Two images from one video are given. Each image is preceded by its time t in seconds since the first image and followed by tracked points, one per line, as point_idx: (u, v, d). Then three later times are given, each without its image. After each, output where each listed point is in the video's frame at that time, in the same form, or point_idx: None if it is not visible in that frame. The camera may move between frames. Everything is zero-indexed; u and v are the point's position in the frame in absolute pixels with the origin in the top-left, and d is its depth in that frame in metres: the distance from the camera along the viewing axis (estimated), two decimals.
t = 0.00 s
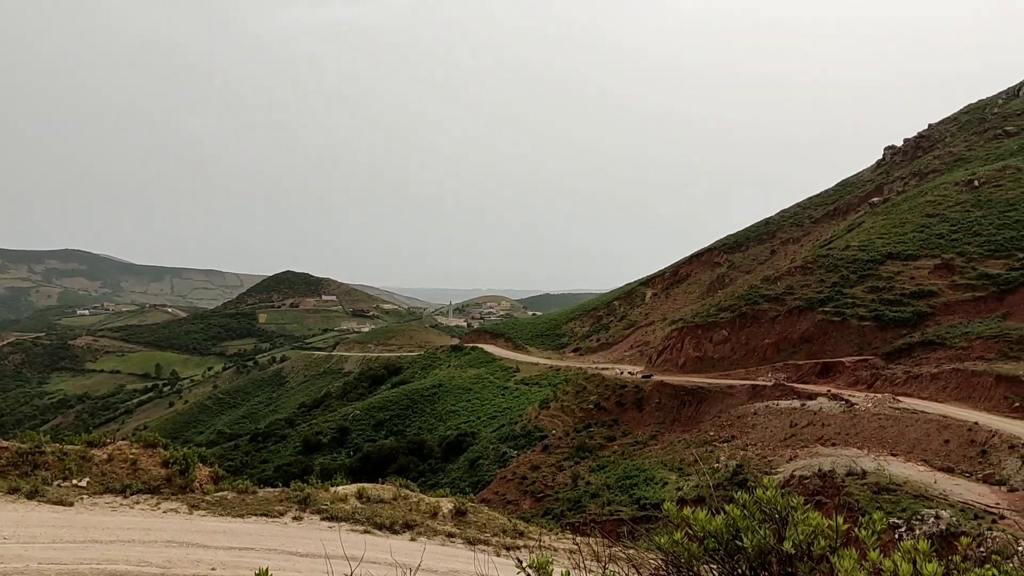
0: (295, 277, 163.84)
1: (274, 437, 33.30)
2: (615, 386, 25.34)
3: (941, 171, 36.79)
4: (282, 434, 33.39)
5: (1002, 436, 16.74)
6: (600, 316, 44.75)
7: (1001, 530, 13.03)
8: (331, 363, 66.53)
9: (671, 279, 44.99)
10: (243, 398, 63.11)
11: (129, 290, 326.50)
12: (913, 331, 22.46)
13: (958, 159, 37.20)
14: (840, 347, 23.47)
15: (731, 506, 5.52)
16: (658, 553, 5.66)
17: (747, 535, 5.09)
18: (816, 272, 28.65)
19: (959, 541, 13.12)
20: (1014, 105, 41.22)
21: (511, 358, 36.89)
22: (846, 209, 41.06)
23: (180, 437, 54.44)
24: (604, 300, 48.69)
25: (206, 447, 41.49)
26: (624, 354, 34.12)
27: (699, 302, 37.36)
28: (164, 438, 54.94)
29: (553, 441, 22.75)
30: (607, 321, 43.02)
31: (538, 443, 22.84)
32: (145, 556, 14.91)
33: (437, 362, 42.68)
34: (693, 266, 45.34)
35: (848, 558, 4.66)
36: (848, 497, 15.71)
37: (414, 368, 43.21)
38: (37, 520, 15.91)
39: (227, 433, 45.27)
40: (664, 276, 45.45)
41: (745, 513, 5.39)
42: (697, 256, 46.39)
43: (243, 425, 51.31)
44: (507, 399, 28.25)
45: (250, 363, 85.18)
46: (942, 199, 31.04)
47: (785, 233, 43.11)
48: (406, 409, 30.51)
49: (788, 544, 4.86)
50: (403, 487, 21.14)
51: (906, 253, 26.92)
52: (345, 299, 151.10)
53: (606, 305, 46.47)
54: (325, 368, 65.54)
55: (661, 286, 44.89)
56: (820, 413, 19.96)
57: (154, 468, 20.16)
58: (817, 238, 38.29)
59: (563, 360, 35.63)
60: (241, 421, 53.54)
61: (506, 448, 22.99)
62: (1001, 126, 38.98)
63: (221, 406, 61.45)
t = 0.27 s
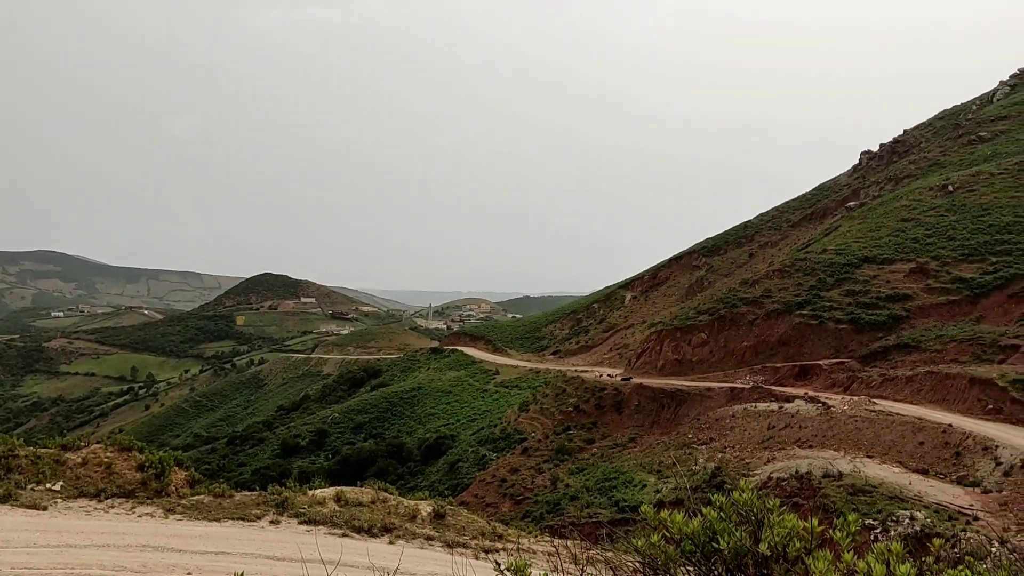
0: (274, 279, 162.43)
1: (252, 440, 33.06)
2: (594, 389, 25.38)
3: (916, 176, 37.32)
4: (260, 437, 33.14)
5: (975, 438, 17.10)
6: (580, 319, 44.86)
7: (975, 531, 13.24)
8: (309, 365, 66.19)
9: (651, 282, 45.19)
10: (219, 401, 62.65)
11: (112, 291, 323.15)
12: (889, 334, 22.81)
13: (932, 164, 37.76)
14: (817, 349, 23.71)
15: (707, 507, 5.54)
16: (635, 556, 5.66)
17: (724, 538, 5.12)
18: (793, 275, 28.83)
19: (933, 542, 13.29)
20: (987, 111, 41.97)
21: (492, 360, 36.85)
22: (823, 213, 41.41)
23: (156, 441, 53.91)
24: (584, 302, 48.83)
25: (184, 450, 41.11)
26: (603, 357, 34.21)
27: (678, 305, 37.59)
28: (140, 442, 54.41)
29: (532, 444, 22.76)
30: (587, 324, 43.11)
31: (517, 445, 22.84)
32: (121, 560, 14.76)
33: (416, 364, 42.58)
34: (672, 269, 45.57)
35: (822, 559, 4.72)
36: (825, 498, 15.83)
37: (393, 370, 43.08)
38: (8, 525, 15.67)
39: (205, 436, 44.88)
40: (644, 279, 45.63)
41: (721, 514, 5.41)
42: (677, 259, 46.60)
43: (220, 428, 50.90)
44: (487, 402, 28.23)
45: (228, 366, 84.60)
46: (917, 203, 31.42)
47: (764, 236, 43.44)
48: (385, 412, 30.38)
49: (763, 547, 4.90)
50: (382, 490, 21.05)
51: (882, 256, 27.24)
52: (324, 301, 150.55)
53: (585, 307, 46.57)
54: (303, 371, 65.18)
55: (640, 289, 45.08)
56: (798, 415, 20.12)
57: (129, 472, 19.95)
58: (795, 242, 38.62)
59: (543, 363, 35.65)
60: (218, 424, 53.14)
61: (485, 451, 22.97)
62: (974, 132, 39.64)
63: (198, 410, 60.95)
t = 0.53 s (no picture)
0: (246, 279, 160.55)
1: (223, 443, 32.70)
2: (569, 391, 25.42)
3: (885, 181, 38.00)
4: (231, 440, 32.79)
5: (943, 440, 17.37)
6: (555, 321, 44.95)
7: (942, 532, 13.43)
8: (281, 367, 65.68)
9: (625, 285, 45.40)
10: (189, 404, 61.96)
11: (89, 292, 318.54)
12: (859, 338, 23.19)
13: (901, 170, 38.48)
14: (789, 352, 23.99)
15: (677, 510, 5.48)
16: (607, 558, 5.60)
17: (695, 540, 5.08)
18: (765, 278, 29.05)
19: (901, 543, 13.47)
20: (954, 119, 42.95)
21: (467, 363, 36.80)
22: (795, 217, 41.93)
23: (125, 444, 53.15)
24: (558, 305, 48.96)
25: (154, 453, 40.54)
26: (577, 359, 34.29)
27: (651, 308, 37.84)
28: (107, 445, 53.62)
29: (506, 446, 22.74)
30: (562, 327, 43.20)
31: (491, 448, 22.81)
32: (87, 565, 14.55)
33: (390, 366, 42.42)
34: (647, 271, 45.82)
35: (792, 563, 4.69)
36: (796, 500, 15.96)
37: (367, 373, 42.85)
38: None
39: (175, 440, 44.29)
40: (618, 282, 45.82)
41: (691, 517, 5.35)
42: (651, 261, 46.84)
43: (190, 431, 50.27)
44: (462, 404, 28.18)
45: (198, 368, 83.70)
46: (886, 208, 31.98)
47: (737, 240, 43.85)
48: (358, 415, 30.20)
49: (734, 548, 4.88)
50: (354, 493, 20.92)
51: (852, 260, 27.65)
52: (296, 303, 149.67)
53: (560, 310, 46.67)
54: (275, 373, 64.64)
55: (615, 292, 45.28)
56: (769, 418, 20.27)
57: (97, 476, 19.66)
58: (767, 245, 39.04)
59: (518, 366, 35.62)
60: (188, 427, 52.55)
61: (459, 453, 22.92)
62: (942, 139, 40.50)
63: (167, 413, 60.20)
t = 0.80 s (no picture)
0: (217, 282, 158.67)
1: (194, 446, 32.35)
2: (544, 394, 25.44)
3: (858, 186, 38.57)
4: (203, 442, 32.46)
5: (912, 442, 17.61)
6: (530, 324, 45.00)
7: (912, 533, 13.60)
8: (255, 369, 65.20)
9: (601, 287, 45.56)
10: (160, 407, 61.36)
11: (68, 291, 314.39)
12: (832, 341, 23.50)
13: (873, 175, 39.08)
14: (762, 355, 24.21)
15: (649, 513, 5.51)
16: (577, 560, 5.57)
17: (667, 541, 5.10)
18: (739, 282, 29.22)
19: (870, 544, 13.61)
20: (924, 125, 43.75)
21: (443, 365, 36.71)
22: (769, 221, 42.35)
23: (95, 447, 52.45)
24: (534, 307, 49.04)
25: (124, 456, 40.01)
26: (553, 362, 34.35)
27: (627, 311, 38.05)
28: (78, 448, 52.94)
29: (481, 449, 22.71)
30: (538, 329, 43.24)
31: (466, 450, 22.77)
32: (54, 569, 14.35)
33: (365, 368, 42.23)
34: (623, 274, 46.02)
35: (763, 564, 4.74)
36: (768, 501, 16.08)
37: (341, 375, 42.63)
38: None
39: (146, 442, 43.74)
40: (594, 285, 45.96)
41: (663, 519, 5.39)
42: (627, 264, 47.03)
43: (160, 434, 49.70)
44: (437, 406, 28.11)
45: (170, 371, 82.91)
46: (858, 213, 32.43)
47: (711, 243, 44.18)
48: (333, 417, 30.00)
49: (705, 550, 4.90)
50: (328, 496, 20.79)
51: (825, 264, 28.01)
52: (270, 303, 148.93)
53: (535, 312, 46.72)
54: (249, 375, 64.15)
55: (591, 295, 45.44)
56: (742, 420, 20.41)
57: (65, 479, 19.38)
58: (742, 249, 39.37)
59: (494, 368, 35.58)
60: (160, 429, 52.00)
61: (434, 456, 22.86)
62: (913, 144, 41.20)
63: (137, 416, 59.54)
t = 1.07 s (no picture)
0: (192, 283, 156.65)
1: (169, 448, 32.00)
2: (522, 396, 25.42)
3: (834, 191, 39.03)
4: (177, 444, 32.12)
5: (886, 444, 17.81)
6: (509, 326, 45.03)
7: (885, 534, 13.74)
8: (231, 371, 64.77)
9: (579, 290, 45.68)
10: (133, 409, 60.72)
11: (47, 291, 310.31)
12: (807, 343, 23.76)
13: (849, 180, 39.56)
14: (739, 358, 24.39)
15: (626, 514, 5.55)
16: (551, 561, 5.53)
17: (641, 543, 5.10)
18: (717, 285, 29.31)
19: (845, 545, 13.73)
20: (899, 131, 44.41)
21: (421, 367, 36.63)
22: (747, 225, 42.70)
23: (66, 450, 51.73)
24: (512, 309, 49.09)
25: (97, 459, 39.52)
26: (531, 364, 34.37)
27: (605, 313, 38.22)
28: (50, 450, 52.32)
29: (459, 451, 22.66)
30: (516, 331, 43.28)
31: (444, 452, 22.71)
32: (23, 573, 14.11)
33: (342, 370, 42.07)
34: (601, 276, 46.17)
35: (736, 563, 4.80)
36: (745, 503, 16.16)
37: (318, 377, 42.40)
38: None
39: (119, 444, 43.21)
40: (573, 287, 46.07)
41: (640, 520, 5.46)
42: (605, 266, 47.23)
43: (134, 436, 49.16)
44: (415, 408, 28.01)
45: (143, 373, 82.11)
46: (834, 217, 32.79)
47: (689, 246, 44.47)
48: (310, 419, 29.81)
49: (678, 551, 4.93)
50: (304, 498, 20.65)
51: (801, 268, 28.28)
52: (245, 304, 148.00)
53: (514, 314, 46.75)
54: (225, 377, 63.71)
55: (569, 297, 45.58)
56: (720, 422, 20.53)
57: (36, 481, 19.06)
58: (720, 252, 39.65)
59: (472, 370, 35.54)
60: (134, 432, 51.47)
61: (412, 458, 22.78)
62: (888, 150, 41.80)
63: (109, 418, 58.84)
